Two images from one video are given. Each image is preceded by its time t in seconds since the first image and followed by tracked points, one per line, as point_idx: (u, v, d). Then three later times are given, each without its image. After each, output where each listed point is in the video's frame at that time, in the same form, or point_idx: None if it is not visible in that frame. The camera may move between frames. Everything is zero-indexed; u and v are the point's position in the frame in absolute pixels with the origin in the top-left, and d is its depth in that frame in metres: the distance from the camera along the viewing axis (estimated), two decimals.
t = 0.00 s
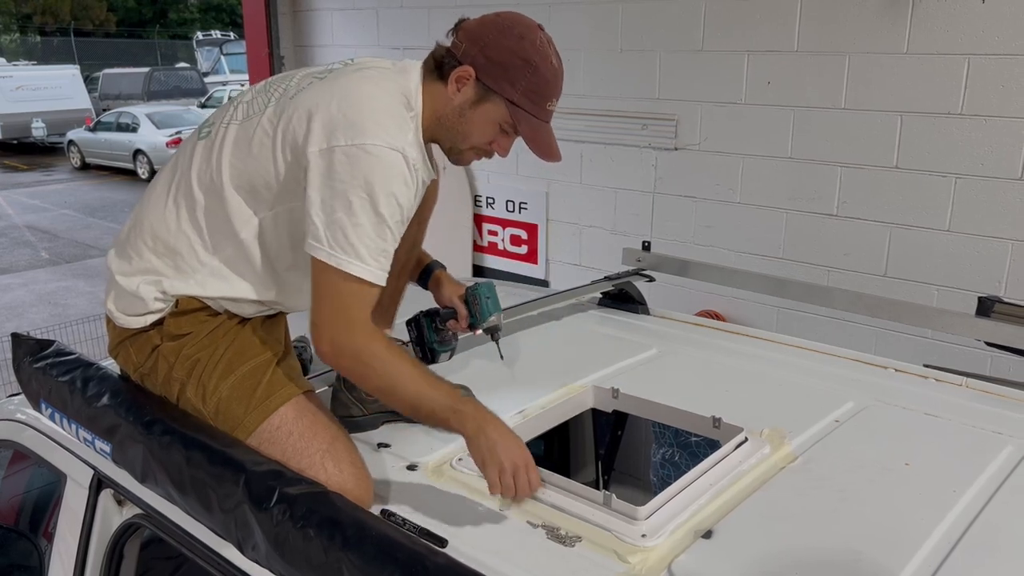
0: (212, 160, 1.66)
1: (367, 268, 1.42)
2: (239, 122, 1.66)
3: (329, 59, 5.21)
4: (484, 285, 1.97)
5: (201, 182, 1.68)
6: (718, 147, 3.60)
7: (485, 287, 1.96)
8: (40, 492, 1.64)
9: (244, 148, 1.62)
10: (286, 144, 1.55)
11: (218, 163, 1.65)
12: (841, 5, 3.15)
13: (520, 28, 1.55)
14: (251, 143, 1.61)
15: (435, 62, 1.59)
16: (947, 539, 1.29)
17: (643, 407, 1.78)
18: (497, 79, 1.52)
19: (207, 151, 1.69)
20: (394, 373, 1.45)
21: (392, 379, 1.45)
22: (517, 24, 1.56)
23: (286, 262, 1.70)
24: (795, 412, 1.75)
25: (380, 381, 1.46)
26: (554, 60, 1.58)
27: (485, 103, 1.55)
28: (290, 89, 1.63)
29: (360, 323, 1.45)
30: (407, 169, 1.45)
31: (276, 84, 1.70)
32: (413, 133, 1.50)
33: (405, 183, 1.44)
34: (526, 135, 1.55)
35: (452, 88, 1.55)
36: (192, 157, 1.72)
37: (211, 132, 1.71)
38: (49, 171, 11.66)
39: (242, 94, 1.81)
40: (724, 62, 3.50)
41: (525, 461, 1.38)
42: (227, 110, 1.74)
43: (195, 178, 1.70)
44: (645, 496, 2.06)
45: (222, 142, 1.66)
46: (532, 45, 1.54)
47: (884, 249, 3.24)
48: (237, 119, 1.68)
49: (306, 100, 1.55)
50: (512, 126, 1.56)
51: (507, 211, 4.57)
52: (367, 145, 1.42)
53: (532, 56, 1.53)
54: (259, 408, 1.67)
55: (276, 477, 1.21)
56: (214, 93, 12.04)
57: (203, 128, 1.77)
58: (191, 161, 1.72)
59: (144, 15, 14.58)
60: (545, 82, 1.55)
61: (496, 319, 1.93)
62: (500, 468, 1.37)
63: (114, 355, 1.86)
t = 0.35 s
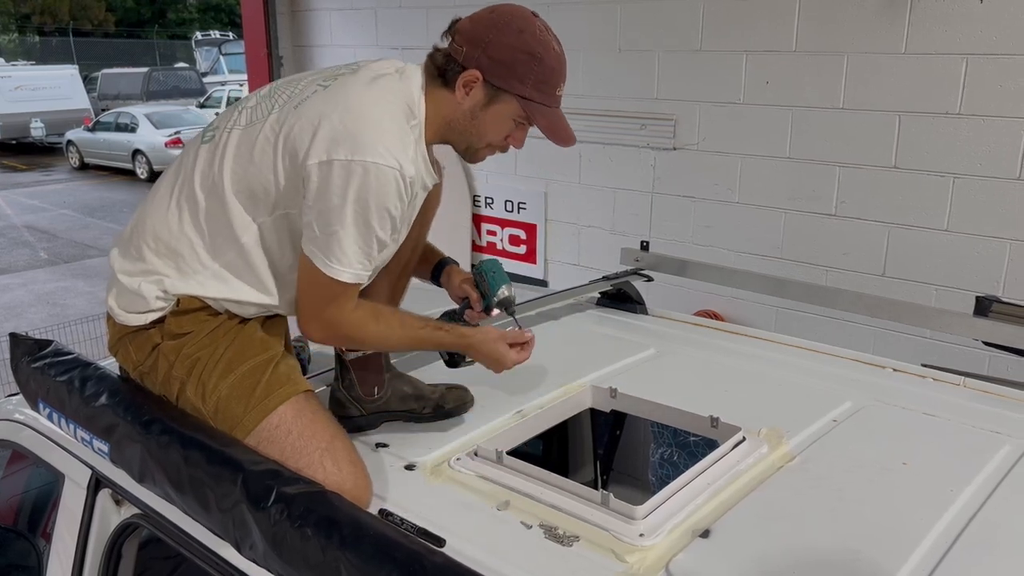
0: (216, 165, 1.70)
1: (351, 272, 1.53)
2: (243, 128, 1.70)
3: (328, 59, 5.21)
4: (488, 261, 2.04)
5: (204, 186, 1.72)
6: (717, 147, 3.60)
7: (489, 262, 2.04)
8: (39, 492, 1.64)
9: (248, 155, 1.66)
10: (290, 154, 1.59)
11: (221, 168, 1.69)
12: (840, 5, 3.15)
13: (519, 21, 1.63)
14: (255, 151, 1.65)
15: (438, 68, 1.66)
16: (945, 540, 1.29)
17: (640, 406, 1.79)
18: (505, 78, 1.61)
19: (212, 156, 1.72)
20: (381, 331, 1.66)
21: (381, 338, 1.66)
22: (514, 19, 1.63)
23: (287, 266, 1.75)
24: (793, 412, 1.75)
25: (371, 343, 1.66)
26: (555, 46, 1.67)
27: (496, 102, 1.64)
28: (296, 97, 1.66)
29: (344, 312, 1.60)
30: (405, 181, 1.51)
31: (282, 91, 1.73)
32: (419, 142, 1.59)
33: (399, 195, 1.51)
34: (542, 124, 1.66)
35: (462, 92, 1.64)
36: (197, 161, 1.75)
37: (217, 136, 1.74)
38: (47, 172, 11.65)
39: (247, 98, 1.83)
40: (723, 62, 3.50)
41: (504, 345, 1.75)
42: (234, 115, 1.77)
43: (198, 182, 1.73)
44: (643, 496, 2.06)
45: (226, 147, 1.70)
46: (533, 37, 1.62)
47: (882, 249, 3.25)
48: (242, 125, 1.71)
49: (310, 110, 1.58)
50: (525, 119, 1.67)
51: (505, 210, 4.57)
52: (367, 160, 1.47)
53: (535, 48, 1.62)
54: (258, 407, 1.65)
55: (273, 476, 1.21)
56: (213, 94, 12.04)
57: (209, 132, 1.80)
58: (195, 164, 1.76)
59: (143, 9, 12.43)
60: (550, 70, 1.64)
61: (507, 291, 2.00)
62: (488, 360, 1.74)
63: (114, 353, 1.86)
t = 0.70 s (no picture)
0: (229, 169, 1.71)
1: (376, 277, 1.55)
2: (257, 132, 1.71)
3: (327, 59, 5.21)
4: (508, 256, 2.05)
5: (216, 188, 1.73)
6: (717, 147, 3.60)
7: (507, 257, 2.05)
8: (38, 492, 1.64)
9: (261, 159, 1.67)
10: (304, 159, 1.61)
11: (235, 171, 1.70)
12: (839, 5, 3.15)
13: (525, 16, 1.64)
14: (268, 155, 1.66)
15: (449, 70, 1.68)
16: (944, 539, 1.29)
17: (638, 406, 1.79)
18: (519, 74, 1.63)
19: (223, 159, 1.73)
20: (410, 331, 1.67)
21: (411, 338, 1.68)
22: (519, 15, 1.64)
23: (299, 270, 1.77)
24: (792, 411, 1.75)
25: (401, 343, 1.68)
26: (562, 36, 1.68)
27: (512, 99, 1.66)
28: (310, 102, 1.67)
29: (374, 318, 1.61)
30: (423, 186, 1.53)
31: (294, 96, 1.74)
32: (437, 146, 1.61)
33: (418, 199, 1.53)
34: (559, 116, 1.68)
35: (476, 93, 1.65)
36: (208, 162, 1.76)
37: (229, 139, 1.75)
38: (46, 172, 11.65)
39: (260, 101, 1.84)
40: (722, 62, 3.50)
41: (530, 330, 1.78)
42: (246, 118, 1.78)
43: (210, 184, 1.74)
44: (642, 496, 2.06)
45: (239, 150, 1.71)
46: (541, 31, 1.64)
47: (881, 249, 3.25)
48: (256, 129, 1.72)
49: (324, 115, 1.60)
50: (542, 113, 1.69)
51: (505, 210, 4.57)
52: (386, 165, 1.49)
53: (544, 41, 1.63)
54: (259, 407, 1.66)
55: (273, 477, 1.20)
56: (212, 94, 12.04)
57: (221, 134, 1.81)
58: (207, 166, 1.77)
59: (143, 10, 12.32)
60: (561, 62, 1.65)
61: (529, 279, 1.99)
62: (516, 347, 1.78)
63: (117, 348, 1.88)
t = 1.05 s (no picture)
0: (246, 171, 1.72)
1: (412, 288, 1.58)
2: (274, 136, 1.71)
3: (325, 59, 5.21)
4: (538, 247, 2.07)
5: (231, 189, 1.73)
6: (716, 147, 3.60)
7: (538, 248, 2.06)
8: (37, 493, 1.64)
9: (279, 164, 1.67)
10: (322, 165, 1.62)
11: (252, 174, 1.71)
12: (838, 5, 3.15)
13: (541, 24, 1.65)
14: (285, 160, 1.67)
15: (465, 78, 1.69)
16: (944, 539, 1.29)
17: (638, 405, 1.80)
18: (535, 83, 1.64)
19: (239, 160, 1.74)
20: (454, 339, 1.69)
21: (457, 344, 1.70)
22: (535, 23, 1.65)
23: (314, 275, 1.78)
24: (792, 411, 1.75)
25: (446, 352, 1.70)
26: (578, 44, 1.69)
27: (528, 107, 1.68)
28: (328, 108, 1.68)
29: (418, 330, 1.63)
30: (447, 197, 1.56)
31: (312, 100, 1.75)
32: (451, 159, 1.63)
33: (440, 210, 1.55)
34: (576, 123, 1.68)
35: (492, 101, 1.67)
36: (223, 163, 1.77)
37: (246, 142, 1.76)
38: (45, 172, 11.64)
39: (277, 102, 1.85)
40: (721, 62, 3.50)
41: (569, 324, 1.81)
42: (263, 120, 1.79)
43: (225, 185, 1.74)
44: (642, 495, 2.06)
45: (257, 154, 1.72)
46: (557, 39, 1.64)
47: (881, 249, 3.25)
48: (272, 132, 1.73)
49: (343, 123, 1.61)
50: (559, 121, 1.70)
51: (504, 210, 4.57)
52: (407, 177, 1.51)
53: (560, 49, 1.64)
54: (266, 404, 1.66)
55: (273, 477, 1.20)
56: (211, 94, 12.04)
57: (237, 135, 1.81)
58: (223, 167, 1.77)
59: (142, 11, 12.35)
60: (577, 70, 1.66)
61: (560, 272, 2.02)
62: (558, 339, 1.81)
63: (124, 340, 1.89)
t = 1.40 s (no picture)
0: (258, 170, 1.71)
1: (477, 277, 1.59)
2: (287, 136, 1.71)
3: (323, 59, 5.21)
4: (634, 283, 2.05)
5: (243, 188, 1.73)
6: (715, 147, 3.60)
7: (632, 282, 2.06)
8: (34, 494, 1.64)
9: (293, 164, 1.67)
10: (337, 167, 1.62)
11: (265, 174, 1.70)
12: (836, 5, 3.15)
13: (546, 32, 1.62)
14: (300, 162, 1.66)
15: (470, 84, 1.68)
16: (942, 539, 1.29)
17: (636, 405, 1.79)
18: (540, 91, 1.61)
19: (252, 159, 1.73)
20: (548, 343, 1.67)
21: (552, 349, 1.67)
22: (541, 31, 1.62)
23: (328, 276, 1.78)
24: (790, 412, 1.75)
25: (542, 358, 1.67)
26: (585, 52, 1.65)
27: (532, 115, 1.65)
28: (343, 109, 1.68)
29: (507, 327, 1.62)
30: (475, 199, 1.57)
31: (326, 101, 1.74)
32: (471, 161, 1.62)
33: (473, 212, 1.57)
34: (580, 133, 1.64)
35: (497, 109, 1.65)
36: (236, 161, 1.76)
37: (258, 140, 1.75)
38: (43, 172, 11.64)
39: (289, 100, 1.83)
40: (720, 62, 3.50)
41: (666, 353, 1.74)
42: (276, 119, 1.78)
43: (237, 182, 1.74)
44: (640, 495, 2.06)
45: (270, 154, 1.71)
46: (563, 47, 1.61)
47: (879, 249, 3.25)
48: (285, 132, 1.72)
49: (359, 126, 1.61)
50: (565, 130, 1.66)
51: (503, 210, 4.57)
52: (430, 177, 1.52)
53: (565, 57, 1.60)
54: (273, 400, 1.66)
55: (270, 478, 1.20)
56: (210, 94, 12.03)
57: (249, 132, 1.80)
58: (234, 165, 1.76)
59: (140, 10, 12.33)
60: (583, 79, 1.62)
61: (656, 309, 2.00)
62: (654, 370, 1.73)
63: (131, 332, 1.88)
